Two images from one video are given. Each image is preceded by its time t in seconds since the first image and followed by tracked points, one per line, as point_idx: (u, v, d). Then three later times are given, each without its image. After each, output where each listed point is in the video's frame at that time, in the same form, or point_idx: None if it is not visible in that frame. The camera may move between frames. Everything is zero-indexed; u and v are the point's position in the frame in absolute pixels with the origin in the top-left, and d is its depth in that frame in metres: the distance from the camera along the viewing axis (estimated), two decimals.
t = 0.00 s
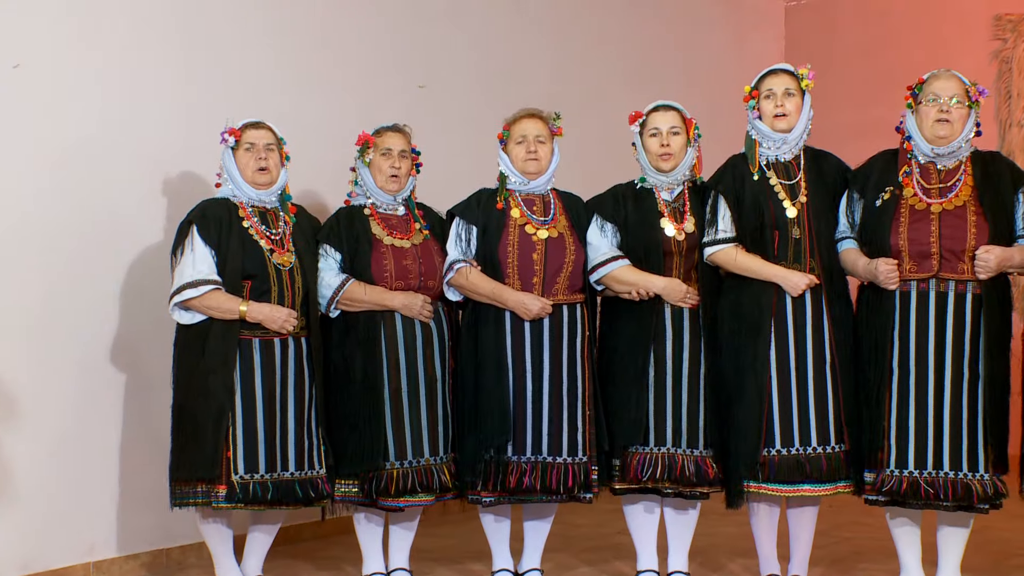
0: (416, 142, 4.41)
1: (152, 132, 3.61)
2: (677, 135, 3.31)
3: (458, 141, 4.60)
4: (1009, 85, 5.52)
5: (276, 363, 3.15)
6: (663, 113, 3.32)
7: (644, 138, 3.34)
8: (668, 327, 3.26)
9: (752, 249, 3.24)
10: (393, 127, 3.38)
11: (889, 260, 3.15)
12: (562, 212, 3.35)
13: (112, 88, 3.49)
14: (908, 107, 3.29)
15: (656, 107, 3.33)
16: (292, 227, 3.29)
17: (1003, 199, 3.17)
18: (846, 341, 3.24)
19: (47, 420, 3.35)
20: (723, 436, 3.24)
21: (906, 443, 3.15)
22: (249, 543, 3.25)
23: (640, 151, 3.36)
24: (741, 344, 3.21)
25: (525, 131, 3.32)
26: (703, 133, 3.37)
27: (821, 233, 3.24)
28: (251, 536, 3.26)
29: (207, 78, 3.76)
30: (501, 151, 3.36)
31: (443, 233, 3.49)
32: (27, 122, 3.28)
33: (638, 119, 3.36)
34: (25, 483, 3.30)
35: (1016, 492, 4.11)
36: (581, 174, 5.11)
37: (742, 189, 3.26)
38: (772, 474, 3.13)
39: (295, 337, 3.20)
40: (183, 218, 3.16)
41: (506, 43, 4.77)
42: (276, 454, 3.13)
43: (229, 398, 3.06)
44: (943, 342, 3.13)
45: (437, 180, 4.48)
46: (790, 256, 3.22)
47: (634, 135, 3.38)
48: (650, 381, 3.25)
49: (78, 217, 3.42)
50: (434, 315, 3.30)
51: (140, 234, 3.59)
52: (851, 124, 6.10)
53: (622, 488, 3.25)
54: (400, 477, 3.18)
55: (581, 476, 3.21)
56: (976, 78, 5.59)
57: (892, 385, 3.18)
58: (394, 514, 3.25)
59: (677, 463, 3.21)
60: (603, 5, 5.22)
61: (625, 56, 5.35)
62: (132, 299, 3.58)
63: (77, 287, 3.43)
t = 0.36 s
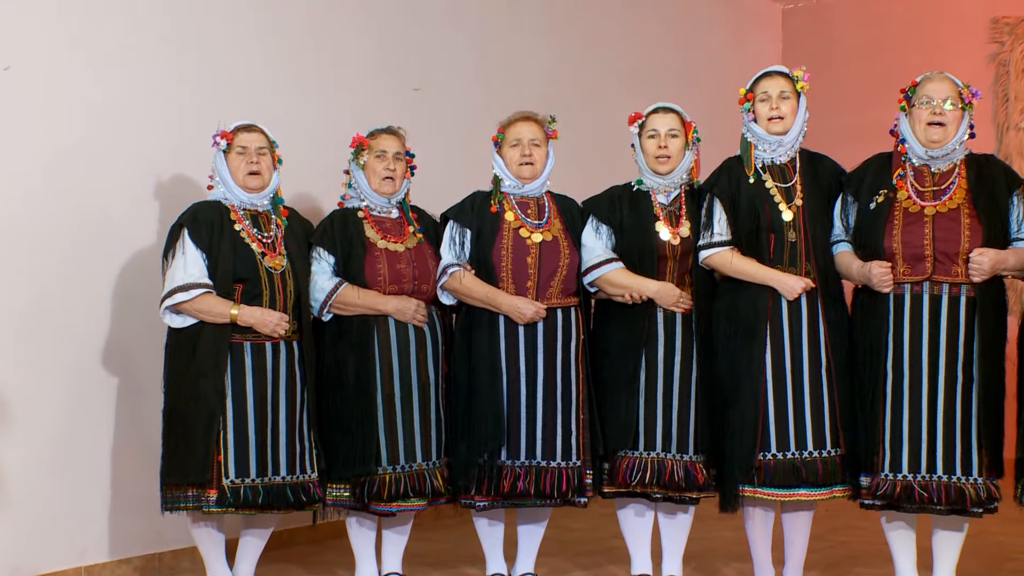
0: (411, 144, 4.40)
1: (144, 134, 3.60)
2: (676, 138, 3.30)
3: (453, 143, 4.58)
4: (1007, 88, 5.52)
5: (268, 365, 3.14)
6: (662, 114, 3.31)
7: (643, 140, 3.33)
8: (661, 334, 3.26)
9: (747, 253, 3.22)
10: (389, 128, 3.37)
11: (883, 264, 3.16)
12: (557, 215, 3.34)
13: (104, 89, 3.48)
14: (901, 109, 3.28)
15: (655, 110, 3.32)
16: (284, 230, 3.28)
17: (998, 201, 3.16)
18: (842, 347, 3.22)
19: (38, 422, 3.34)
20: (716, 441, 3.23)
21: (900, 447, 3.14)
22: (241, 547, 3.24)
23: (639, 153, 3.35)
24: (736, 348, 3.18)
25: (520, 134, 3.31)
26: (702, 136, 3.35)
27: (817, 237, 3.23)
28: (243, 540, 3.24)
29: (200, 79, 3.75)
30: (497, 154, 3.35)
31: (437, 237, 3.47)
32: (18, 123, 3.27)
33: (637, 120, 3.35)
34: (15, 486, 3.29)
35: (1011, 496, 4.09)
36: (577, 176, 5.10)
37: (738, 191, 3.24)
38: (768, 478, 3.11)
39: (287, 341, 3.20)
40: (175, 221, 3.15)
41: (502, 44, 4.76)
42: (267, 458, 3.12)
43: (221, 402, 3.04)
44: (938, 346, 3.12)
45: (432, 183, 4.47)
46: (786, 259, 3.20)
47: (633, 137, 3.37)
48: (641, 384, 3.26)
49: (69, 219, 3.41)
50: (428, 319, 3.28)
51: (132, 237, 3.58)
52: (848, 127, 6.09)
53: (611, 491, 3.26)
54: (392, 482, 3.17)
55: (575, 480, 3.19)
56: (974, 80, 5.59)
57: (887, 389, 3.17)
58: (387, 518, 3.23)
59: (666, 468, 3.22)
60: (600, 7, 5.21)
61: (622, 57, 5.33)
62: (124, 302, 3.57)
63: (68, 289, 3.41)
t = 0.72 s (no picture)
0: (407, 146, 4.40)
1: (137, 134, 3.59)
2: (671, 140, 3.28)
3: (449, 145, 4.58)
4: (1004, 91, 5.51)
5: (259, 367, 3.14)
6: (658, 117, 3.29)
7: (637, 142, 3.32)
8: (656, 338, 3.25)
9: (742, 255, 3.21)
10: (383, 131, 3.36)
11: (878, 266, 3.15)
12: (550, 217, 3.32)
13: (97, 90, 3.48)
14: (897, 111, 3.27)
15: (652, 111, 3.31)
16: (276, 232, 3.28)
17: (993, 204, 3.15)
18: (837, 350, 3.20)
19: (31, 424, 3.34)
20: (712, 445, 3.22)
21: (896, 450, 3.13)
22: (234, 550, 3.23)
23: (634, 154, 3.34)
24: (731, 351, 3.18)
25: (513, 136, 3.30)
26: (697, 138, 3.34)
27: (812, 239, 3.21)
28: (236, 543, 3.24)
29: (194, 80, 3.74)
30: (489, 156, 3.34)
31: (431, 239, 3.45)
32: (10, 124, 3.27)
33: (631, 122, 3.34)
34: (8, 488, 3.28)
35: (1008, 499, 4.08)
36: (573, 178, 5.09)
37: (733, 194, 3.23)
38: (761, 481, 3.10)
39: (278, 343, 3.19)
40: (166, 223, 3.15)
41: (498, 46, 4.75)
42: (259, 461, 3.12)
43: (210, 403, 3.05)
44: (932, 349, 3.11)
45: (427, 185, 4.46)
46: (781, 262, 3.19)
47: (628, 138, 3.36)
48: (636, 388, 3.24)
49: (61, 220, 3.40)
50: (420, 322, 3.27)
51: (125, 238, 3.57)
52: (846, 129, 6.08)
53: (607, 495, 3.25)
54: (383, 485, 3.17)
55: (569, 483, 3.19)
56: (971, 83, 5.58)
57: (882, 392, 3.16)
58: (379, 521, 3.23)
59: (663, 471, 3.20)
60: (596, 8, 5.21)
61: (618, 59, 5.33)
62: (117, 303, 3.56)
63: (61, 291, 3.41)
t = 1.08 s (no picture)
0: (401, 147, 4.39)
1: (130, 135, 3.57)
2: (664, 141, 3.27)
3: (443, 146, 4.57)
4: (1001, 93, 5.51)
5: (245, 367, 3.14)
6: (651, 118, 3.28)
7: (630, 144, 3.30)
8: (650, 340, 3.23)
9: (734, 257, 3.21)
10: (376, 131, 3.35)
11: (872, 269, 3.12)
12: (543, 219, 3.31)
13: (91, 90, 3.46)
14: (892, 112, 3.26)
15: (645, 112, 3.29)
16: (267, 233, 3.28)
17: (988, 207, 3.14)
18: (831, 353, 3.19)
19: (22, 425, 3.32)
20: (706, 448, 3.21)
21: (889, 452, 3.12)
22: (225, 551, 3.22)
23: (626, 155, 3.32)
24: (724, 352, 3.16)
25: (505, 137, 3.28)
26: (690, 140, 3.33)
27: (804, 242, 3.21)
28: (227, 544, 3.23)
29: (187, 81, 3.72)
30: (481, 157, 3.32)
31: (423, 240, 3.43)
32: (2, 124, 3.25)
33: (624, 123, 3.33)
34: None
35: (1002, 501, 4.07)
36: (567, 179, 5.08)
37: (727, 195, 3.22)
38: (755, 484, 3.10)
39: (267, 343, 3.20)
40: (156, 224, 3.15)
41: (493, 47, 4.74)
42: (246, 461, 3.13)
43: (197, 403, 3.06)
44: (925, 352, 3.11)
45: (421, 185, 4.45)
46: (774, 264, 3.18)
47: (621, 140, 3.34)
48: (630, 390, 3.23)
49: (54, 220, 3.39)
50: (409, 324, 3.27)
51: (118, 238, 3.56)
52: (842, 131, 6.07)
53: (602, 497, 3.23)
54: (370, 487, 3.16)
55: (563, 485, 3.17)
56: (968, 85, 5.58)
57: (875, 395, 3.15)
58: (370, 523, 3.22)
59: (658, 474, 3.19)
60: (592, 9, 5.20)
61: (614, 60, 5.32)
62: (110, 303, 3.54)
63: (53, 291, 3.39)
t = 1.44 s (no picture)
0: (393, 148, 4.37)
1: (120, 135, 3.56)
2: (654, 142, 3.26)
3: (434, 147, 4.56)
4: (994, 94, 5.52)
5: (233, 368, 3.13)
6: (642, 118, 3.27)
7: (621, 145, 3.29)
8: (643, 342, 3.22)
9: (726, 258, 3.20)
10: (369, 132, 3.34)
11: (864, 270, 3.12)
12: (534, 220, 3.30)
13: (80, 91, 3.45)
14: (882, 115, 3.25)
15: (635, 113, 3.28)
16: (257, 234, 3.26)
17: (981, 208, 3.14)
18: (822, 356, 3.19)
19: (11, 427, 3.31)
20: (699, 450, 3.20)
21: (881, 454, 3.11)
22: (215, 553, 3.20)
23: (617, 156, 3.31)
24: (715, 351, 3.17)
25: (496, 138, 3.27)
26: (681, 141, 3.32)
27: (796, 243, 3.19)
28: (217, 546, 3.21)
29: (178, 81, 3.71)
30: (472, 158, 3.31)
31: (415, 241, 3.43)
32: None
33: (615, 124, 3.32)
34: None
35: (995, 502, 4.07)
36: (560, 180, 5.08)
37: (719, 196, 3.22)
38: (745, 486, 3.09)
39: (255, 344, 3.18)
40: (146, 224, 3.14)
41: (485, 48, 4.73)
42: (233, 462, 3.11)
43: (184, 403, 3.05)
44: (918, 354, 3.10)
45: (412, 186, 4.44)
46: (765, 265, 3.17)
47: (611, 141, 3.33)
48: (623, 392, 3.21)
49: (43, 221, 3.37)
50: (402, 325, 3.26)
51: (108, 239, 3.54)
52: (835, 132, 6.07)
53: (594, 500, 3.21)
54: (366, 489, 3.14)
55: (551, 488, 3.17)
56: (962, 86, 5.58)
57: (868, 397, 3.14)
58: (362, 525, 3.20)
59: (651, 476, 3.17)
60: (585, 10, 5.19)
61: (607, 62, 5.31)
62: (99, 304, 3.52)
63: (42, 292, 3.37)
